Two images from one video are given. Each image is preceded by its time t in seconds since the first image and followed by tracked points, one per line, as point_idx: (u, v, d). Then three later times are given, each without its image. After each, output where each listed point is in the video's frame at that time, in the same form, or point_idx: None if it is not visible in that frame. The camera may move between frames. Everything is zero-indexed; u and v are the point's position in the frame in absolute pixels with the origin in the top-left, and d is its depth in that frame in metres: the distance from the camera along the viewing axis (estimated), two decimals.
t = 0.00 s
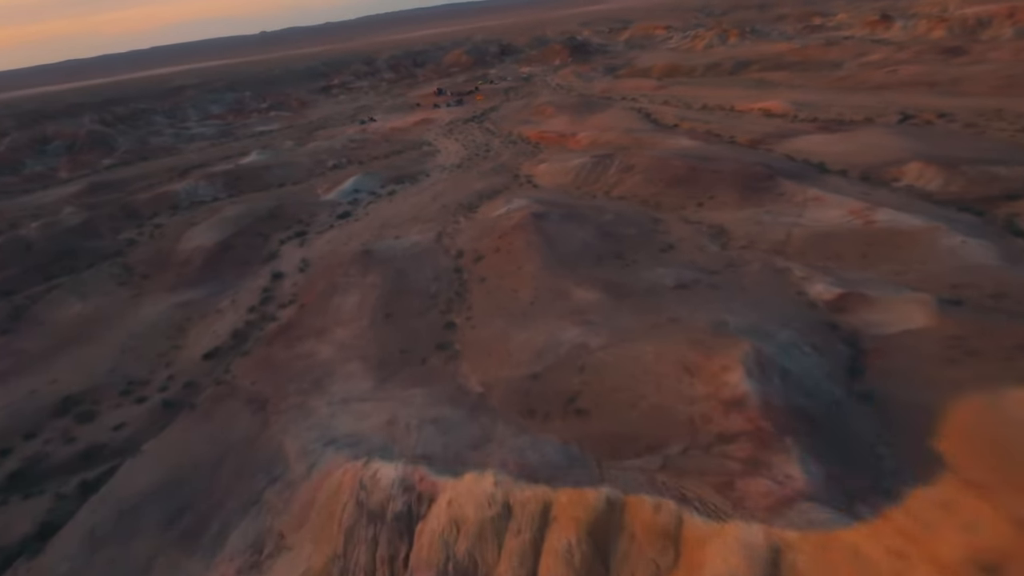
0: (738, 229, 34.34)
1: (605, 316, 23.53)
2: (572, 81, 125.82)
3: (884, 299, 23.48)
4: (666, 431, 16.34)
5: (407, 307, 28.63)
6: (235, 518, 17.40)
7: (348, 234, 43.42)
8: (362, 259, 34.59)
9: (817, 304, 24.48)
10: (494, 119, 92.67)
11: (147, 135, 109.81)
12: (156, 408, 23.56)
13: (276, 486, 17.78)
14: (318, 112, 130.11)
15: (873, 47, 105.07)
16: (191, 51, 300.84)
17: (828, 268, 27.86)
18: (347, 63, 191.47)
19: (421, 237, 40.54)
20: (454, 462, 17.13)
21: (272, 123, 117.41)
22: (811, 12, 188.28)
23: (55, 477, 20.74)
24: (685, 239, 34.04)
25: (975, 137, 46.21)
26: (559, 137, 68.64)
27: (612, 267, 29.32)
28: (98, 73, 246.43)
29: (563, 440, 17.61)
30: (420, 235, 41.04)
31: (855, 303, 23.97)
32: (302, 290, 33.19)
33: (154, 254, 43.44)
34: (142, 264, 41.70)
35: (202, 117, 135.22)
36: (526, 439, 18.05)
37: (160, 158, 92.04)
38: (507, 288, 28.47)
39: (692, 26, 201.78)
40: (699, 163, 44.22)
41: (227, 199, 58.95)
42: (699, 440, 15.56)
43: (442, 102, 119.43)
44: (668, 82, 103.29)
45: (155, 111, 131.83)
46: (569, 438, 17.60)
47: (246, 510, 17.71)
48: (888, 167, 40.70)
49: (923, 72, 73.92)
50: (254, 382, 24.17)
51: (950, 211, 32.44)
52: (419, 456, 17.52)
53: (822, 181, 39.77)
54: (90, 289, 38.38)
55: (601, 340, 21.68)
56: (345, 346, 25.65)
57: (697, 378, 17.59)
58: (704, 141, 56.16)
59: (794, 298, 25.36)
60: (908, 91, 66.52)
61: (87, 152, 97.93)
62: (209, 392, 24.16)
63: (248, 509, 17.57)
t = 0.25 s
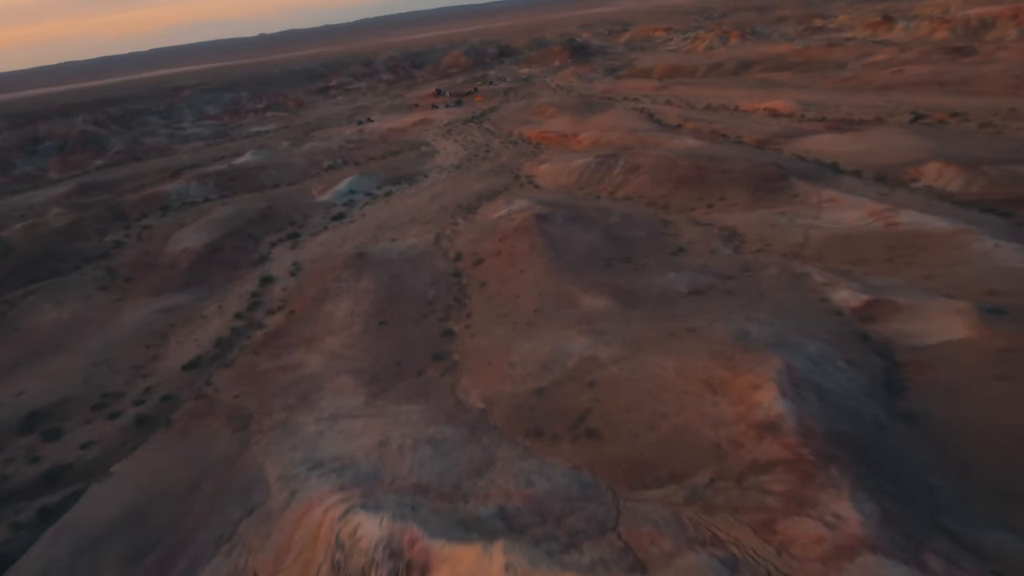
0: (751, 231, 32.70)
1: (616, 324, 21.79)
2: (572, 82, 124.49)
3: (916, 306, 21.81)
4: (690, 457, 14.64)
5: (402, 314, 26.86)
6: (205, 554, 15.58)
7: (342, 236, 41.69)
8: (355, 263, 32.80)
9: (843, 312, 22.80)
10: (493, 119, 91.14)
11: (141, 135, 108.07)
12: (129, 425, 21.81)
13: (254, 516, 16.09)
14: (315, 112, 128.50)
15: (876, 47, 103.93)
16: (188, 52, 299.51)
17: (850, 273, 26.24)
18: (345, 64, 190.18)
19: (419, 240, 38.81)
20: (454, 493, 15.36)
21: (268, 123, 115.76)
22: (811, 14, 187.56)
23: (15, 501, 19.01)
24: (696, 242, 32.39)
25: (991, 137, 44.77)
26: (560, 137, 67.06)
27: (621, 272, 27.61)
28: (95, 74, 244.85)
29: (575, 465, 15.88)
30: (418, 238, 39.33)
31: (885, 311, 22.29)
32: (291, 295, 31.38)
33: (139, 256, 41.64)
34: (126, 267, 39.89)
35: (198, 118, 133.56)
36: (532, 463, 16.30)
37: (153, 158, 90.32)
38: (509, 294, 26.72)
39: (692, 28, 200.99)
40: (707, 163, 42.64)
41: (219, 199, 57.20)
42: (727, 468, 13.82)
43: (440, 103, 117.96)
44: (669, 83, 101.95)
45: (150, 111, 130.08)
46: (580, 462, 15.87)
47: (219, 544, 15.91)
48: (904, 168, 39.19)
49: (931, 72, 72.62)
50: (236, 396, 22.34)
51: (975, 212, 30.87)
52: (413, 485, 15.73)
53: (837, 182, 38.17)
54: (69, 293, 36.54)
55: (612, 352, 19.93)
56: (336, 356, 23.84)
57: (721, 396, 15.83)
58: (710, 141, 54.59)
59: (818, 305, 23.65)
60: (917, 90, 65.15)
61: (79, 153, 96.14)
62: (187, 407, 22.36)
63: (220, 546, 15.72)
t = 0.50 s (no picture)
0: (767, 234, 31.00)
1: (629, 335, 20.06)
2: (573, 83, 122.96)
3: (953, 316, 20.15)
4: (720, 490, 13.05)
5: (397, 322, 25.08)
6: None
7: (336, 238, 39.94)
8: (348, 266, 31.04)
9: (874, 321, 21.06)
10: (493, 120, 89.47)
11: (135, 136, 106.46)
12: (97, 444, 20.04)
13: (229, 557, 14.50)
14: (313, 113, 126.92)
15: (882, 48, 102.48)
16: (187, 53, 298.41)
17: (878, 279, 24.54)
18: (344, 66, 188.87)
19: (416, 243, 37.07)
20: (450, 536, 13.75)
21: (264, 124, 114.13)
22: (813, 16, 186.42)
23: None
24: (708, 245, 30.68)
25: (1010, 137, 43.18)
26: (562, 138, 65.40)
27: (630, 278, 25.90)
28: (93, 75, 243.63)
29: (588, 496, 14.16)
30: (415, 241, 37.61)
31: (919, 321, 20.60)
32: (280, 301, 29.60)
33: (123, 259, 39.88)
34: (109, 270, 38.14)
35: (195, 119, 132.02)
36: (540, 494, 14.65)
37: (146, 158, 88.67)
38: (512, 301, 24.98)
39: (692, 30, 200.02)
40: (717, 163, 40.98)
41: (211, 200, 55.45)
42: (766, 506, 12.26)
43: (440, 104, 116.29)
44: (672, 84, 100.42)
45: (146, 111, 128.47)
46: (594, 492, 14.17)
47: None
48: (924, 168, 37.50)
49: (941, 72, 71.06)
50: (214, 412, 20.55)
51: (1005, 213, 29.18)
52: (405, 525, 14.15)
53: (853, 182, 36.49)
54: (48, 297, 34.78)
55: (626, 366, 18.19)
56: (324, 368, 22.07)
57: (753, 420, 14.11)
58: (717, 140, 52.95)
59: (845, 313, 21.91)
60: (928, 90, 63.56)
61: (71, 153, 94.48)
62: (161, 424, 20.58)
63: None
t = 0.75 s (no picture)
0: (783, 237, 29.29)
1: (643, 347, 18.31)
2: (573, 85, 121.54)
3: (996, 330, 18.64)
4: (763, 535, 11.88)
5: (391, 331, 23.31)
6: None
7: (329, 240, 38.17)
8: (340, 271, 29.22)
9: (911, 332, 19.42)
10: (493, 121, 87.88)
11: (129, 137, 104.69)
12: (58, 467, 18.23)
13: None
14: (310, 114, 125.28)
15: (887, 50, 101.19)
16: (186, 55, 297.11)
17: (909, 285, 22.87)
18: (343, 68, 187.55)
19: (412, 246, 35.29)
20: None
21: (261, 125, 112.45)
22: (814, 19, 185.55)
23: None
24: (721, 248, 28.97)
25: None
26: (564, 139, 63.74)
27: (642, 283, 24.16)
28: (90, 76, 242.04)
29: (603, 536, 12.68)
30: (411, 244, 35.81)
31: (959, 332, 18.89)
32: (266, 308, 27.75)
33: (106, 261, 38.06)
34: (90, 273, 36.30)
35: (191, 120, 130.34)
36: (548, 534, 13.02)
37: (139, 159, 86.88)
38: (514, 308, 23.24)
39: (693, 33, 199.12)
40: (727, 163, 39.33)
41: (201, 201, 53.65)
42: (818, 556, 11.30)
43: (439, 105, 114.77)
44: (674, 85, 98.98)
45: (140, 112, 126.67)
46: (612, 533, 12.68)
47: None
48: (944, 169, 35.90)
49: (950, 73, 69.62)
50: (187, 431, 18.70)
51: None
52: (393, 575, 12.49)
53: (871, 183, 34.82)
54: (23, 303, 32.91)
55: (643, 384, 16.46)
56: (309, 382, 20.23)
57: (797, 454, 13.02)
58: (725, 141, 51.33)
59: (878, 323, 20.19)
60: (938, 91, 62.07)
61: (63, 154, 92.66)
62: (128, 444, 18.73)
63: None
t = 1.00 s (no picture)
0: (803, 242, 27.58)
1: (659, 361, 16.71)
2: (575, 87, 120.06)
3: None
4: None
5: (383, 341, 21.53)
6: None
7: (322, 243, 36.43)
8: (331, 276, 27.51)
9: (954, 345, 17.69)
10: (493, 122, 86.25)
11: (123, 137, 103.04)
12: (10, 494, 16.43)
13: None
14: (308, 116, 123.70)
15: (893, 53, 99.68)
16: (185, 57, 296.15)
17: (945, 294, 21.17)
18: (343, 70, 186.33)
19: (409, 249, 33.52)
20: None
21: (258, 126, 110.89)
22: (816, 23, 184.47)
23: None
24: (737, 253, 27.24)
25: None
26: (567, 140, 62.04)
27: (655, 291, 22.40)
28: (88, 78, 240.84)
29: None
30: (408, 247, 34.08)
31: (1009, 346, 17.15)
32: (251, 315, 25.94)
33: (87, 264, 36.29)
34: (68, 277, 34.49)
35: (187, 121, 128.82)
36: None
37: (132, 160, 85.19)
38: (517, 317, 21.52)
39: (694, 37, 198.03)
40: (738, 164, 37.65)
41: (191, 202, 51.91)
42: None
43: (438, 107, 113.26)
44: (678, 87, 97.44)
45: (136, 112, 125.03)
46: None
47: None
48: (967, 171, 34.25)
49: (961, 74, 68.04)
50: (154, 454, 16.91)
51: None
52: None
53: (891, 185, 33.09)
54: None
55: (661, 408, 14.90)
56: (292, 398, 18.43)
57: (857, 499, 11.89)
58: (733, 142, 49.66)
59: (916, 334, 18.46)
60: (950, 92, 60.46)
61: (55, 154, 90.96)
62: (88, 469, 16.92)
63: None
